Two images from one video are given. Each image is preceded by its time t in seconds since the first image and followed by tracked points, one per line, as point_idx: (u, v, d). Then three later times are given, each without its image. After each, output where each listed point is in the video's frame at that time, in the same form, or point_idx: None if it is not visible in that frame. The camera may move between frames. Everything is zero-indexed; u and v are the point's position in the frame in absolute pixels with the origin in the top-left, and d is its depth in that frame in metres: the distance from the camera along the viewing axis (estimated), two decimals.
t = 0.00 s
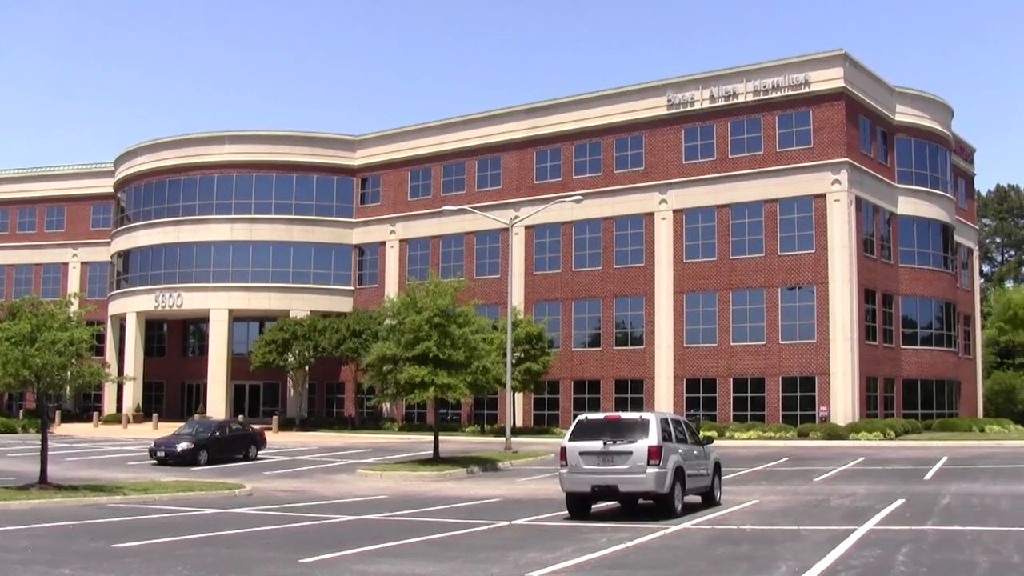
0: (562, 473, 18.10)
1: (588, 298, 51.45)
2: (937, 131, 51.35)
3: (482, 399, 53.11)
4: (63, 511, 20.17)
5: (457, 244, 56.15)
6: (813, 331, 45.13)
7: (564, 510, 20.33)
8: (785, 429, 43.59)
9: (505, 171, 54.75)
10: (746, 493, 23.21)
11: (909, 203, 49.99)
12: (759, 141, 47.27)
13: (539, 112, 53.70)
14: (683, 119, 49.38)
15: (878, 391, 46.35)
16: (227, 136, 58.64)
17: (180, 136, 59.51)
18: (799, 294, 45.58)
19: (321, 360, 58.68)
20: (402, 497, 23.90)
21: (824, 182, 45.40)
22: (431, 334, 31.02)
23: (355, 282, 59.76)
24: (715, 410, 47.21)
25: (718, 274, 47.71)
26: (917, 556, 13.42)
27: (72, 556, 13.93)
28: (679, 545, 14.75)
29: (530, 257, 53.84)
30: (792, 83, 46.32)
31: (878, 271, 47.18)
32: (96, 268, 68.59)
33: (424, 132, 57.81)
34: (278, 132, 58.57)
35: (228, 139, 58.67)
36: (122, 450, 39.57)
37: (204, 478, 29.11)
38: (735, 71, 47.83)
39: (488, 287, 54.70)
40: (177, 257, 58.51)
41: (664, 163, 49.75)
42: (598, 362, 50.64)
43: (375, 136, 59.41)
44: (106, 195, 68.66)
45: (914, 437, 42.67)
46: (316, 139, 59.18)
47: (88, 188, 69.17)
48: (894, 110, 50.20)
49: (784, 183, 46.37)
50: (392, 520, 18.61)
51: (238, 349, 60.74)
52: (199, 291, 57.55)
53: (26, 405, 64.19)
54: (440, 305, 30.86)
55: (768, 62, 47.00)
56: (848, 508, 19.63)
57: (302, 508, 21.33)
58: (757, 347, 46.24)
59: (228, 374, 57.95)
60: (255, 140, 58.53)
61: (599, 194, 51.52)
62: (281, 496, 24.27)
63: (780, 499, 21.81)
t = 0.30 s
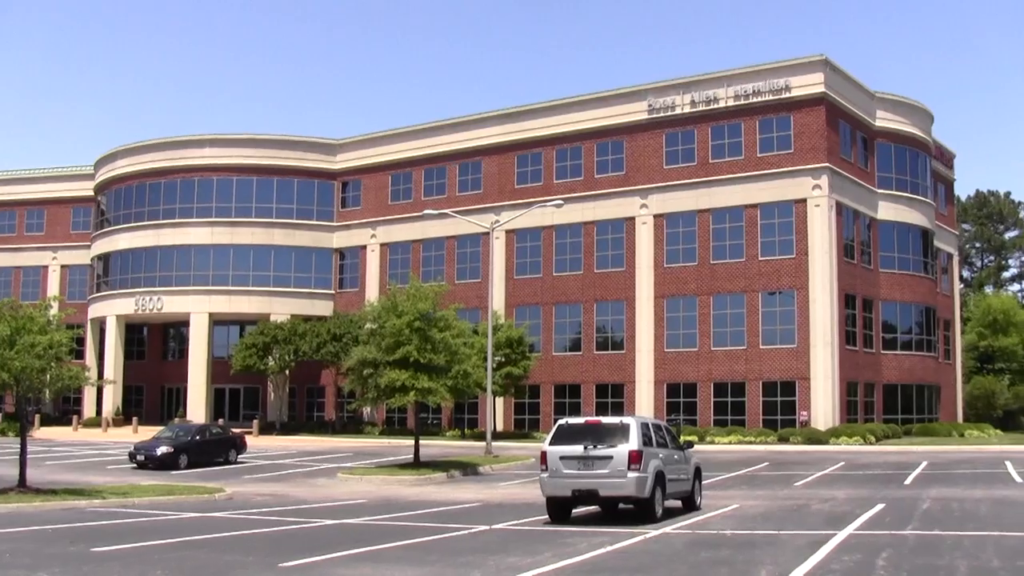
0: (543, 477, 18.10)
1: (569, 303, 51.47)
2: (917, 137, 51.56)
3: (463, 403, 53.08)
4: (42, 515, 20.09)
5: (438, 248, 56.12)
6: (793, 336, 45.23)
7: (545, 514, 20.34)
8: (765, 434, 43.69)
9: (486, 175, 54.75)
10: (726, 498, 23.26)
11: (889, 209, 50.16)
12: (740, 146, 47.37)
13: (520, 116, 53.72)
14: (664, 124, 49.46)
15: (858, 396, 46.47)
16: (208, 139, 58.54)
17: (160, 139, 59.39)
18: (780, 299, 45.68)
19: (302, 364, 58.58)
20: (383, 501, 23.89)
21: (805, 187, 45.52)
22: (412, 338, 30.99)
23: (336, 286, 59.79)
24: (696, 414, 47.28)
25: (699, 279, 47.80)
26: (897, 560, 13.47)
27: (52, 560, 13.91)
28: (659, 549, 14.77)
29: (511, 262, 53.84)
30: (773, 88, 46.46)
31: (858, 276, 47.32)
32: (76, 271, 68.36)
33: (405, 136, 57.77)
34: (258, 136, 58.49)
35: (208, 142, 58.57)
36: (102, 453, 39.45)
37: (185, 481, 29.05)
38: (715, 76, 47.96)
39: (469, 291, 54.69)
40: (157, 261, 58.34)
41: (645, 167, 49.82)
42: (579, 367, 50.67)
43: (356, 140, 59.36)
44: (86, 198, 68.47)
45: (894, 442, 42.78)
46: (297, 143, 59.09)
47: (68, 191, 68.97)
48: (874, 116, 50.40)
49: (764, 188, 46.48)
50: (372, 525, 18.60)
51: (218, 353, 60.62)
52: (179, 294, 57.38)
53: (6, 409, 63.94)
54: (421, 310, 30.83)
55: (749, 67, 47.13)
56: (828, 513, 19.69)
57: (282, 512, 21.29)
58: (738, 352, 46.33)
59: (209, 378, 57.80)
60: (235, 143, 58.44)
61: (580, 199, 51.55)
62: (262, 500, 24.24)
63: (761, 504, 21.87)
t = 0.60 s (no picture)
0: (533, 478, 18.10)
1: (559, 304, 51.49)
2: (908, 140, 51.64)
3: (453, 404, 53.06)
4: (31, 514, 20.05)
5: (429, 248, 56.11)
6: (783, 338, 45.28)
7: (535, 515, 20.35)
8: (755, 435, 43.75)
9: (477, 176, 54.75)
10: (715, 500, 23.27)
11: (880, 211, 50.23)
12: (731, 148, 47.41)
13: (512, 116, 53.71)
14: (655, 125, 49.49)
15: (848, 398, 46.55)
16: (198, 139, 58.47)
17: (151, 138, 59.32)
18: (770, 301, 45.73)
19: (292, 364, 58.52)
20: (372, 501, 23.88)
21: (795, 189, 45.58)
22: (401, 338, 30.96)
23: (327, 286, 59.70)
24: (686, 416, 47.32)
25: (689, 281, 47.84)
26: (886, 562, 13.51)
27: (40, 559, 13.87)
28: (648, 550, 14.80)
29: (501, 263, 53.85)
30: (764, 90, 46.52)
31: (848, 279, 47.40)
32: (66, 270, 68.21)
33: (396, 136, 57.74)
34: (249, 135, 58.43)
35: (199, 142, 58.50)
36: (92, 453, 39.35)
37: (174, 481, 29.00)
38: (707, 77, 48.01)
39: (459, 292, 54.69)
40: (148, 260, 58.25)
41: (636, 168, 49.85)
42: (569, 368, 50.70)
43: (348, 140, 59.34)
44: (77, 197, 68.33)
45: (884, 444, 42.84)
46: (288, 142, 59.04)
47: (59, 190, 68.83)
48: (866, 119, 50.47)
49: (755, 190, 46.52)
50: (362, 524, 18.58)
51: (208, 352, 60.55)
52: (169, 294, 57.28)
53: None
54: (411, 310, 30.82)
55: (740, 69, 47.18)
56: (817, 515, 19.73)
57: (272, 511, 21.27)
58: (728, 354, 46.38)
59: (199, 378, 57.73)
60: (226, 143, 58.37)
61: (571, 200, 51.58)
62: (251, 500, 24.20)
63: (751, 505, 21.90)
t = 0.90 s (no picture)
0: (536, 476, 18.09)
1: (562, 302, 51.49)
2: (911, 137, 51.60)
3: (456, 402, 53.06)
4: (34, 513, 20.06)
5: (431, 246, 56.10)
6: (786, 335, 45.25)
7: (538, 513, 20.35)
8: (758, 433, 43.71)
9: (480, 174, 54.73)
10: (719, 498, 23.26)
11: (883, 208, 50.20)
12: (733, 146, 47.39)
13: (513, 115, 53.70)
14: (657, 123, 49.47)
15: (851, 396, 46.52)
16: (200, 138, 58.47)
17: (153, 137, 59.34)
18: (773, 298, 45.70)
19: (295, 363, 58.55)
20: (375, 499, 23.89)
21: (798, 186, 45.55)
22: (404, 337, 30.96)
23: (329, 284, 59.72)
24: (689, 414, 47.30)
25: (692, 278, 47.82)
26: (889, 560, 13.49)
27: (43, 558, 13.86)
28: (652, 548, 14.78)
29: (504, 261, 53.85)
30: (766, 87, 46.48)
31: (851, 276, 47.37)
32: (69, 269, 68.23)
33: (398, 135, 57.73)
34: (251, 134, 58.43)
35: (201, 141, 58.50)
36: (95, 452, 39.42)
37: (177, 480, 29.03)
38: (709, 75, 47.99)
39: (462, 290, 54.71)
40: (150, 259, 58.27)
41: (638, 166, 49.84)
42: (572, 366, 50.69)
43: (350, 138, 59.35)
44: (80, 196, 68.37)
45: (887, 441, 42.80)
46: (290, 141, 59.05)
47: (62, 190, 68.86)
48: (867, 115, 50.41)
49: (758, 188, 46.49)
50: (366, 523, 18.57)
51: (211, 351, 60.57)
52: (171, 293, 57.29)
53: None
54: (414, 308, 30.82)
55: (741, 66, 47.16)
56: (821, 512, 19.71)
57: (275, 510, 21.28)
58: (731, 351, 46.35)
59: (202, 377, 57.78)
60: (229, 141, 58.37)
61: (573, 198, 51.58)
62: (255, 499, 24.20)
63: (754, 503, 21.89)
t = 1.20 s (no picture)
0: (546, 482, 18.07)
1: (571, 307, 51.47)
2: (919, 141, 51.54)
3: (465, 408, 53.07)
4: (45, 520, 20.07)
5: (440, 253, 56.11)
6: (796, 340, 45.19)
7: (547, 519, 20.33)
8: (768, 439, 43.63)
9: (488, 180, 54.75)
10: (728, 503, 23.24)
11: (892, 213, 50.13)
12: (742, 151, 47.35)
13: (521, 121, 53.71)
14: (666, 129, 49.45)
15: (861, 401, 46.45)
16: (209, 145, 58.53)
17: (162, 144, 59.42)
18: (782, 304, 45.64)
19: (304, 370, 58.60)
20: (385, 506, 23.90)
21: (807, 191, 45.50)
22: (414, 343, 30.96)
23: (338, 291, 59.77)
24: (698, 419, 47.23)
25: (701, 284, 47.78)
26: (900, 565, 13.48)
27: (55, 565, 13.87)
28: (663, 554, 14.77)
29: (512, 267, 53.84)
30: (774, 92, 46.43)
31: (861, 281, 47.30)
32: (79, 276, 68.35)
33: (407, 141, 57.78)
34: (260, 141, 58.48)
35: (210, 147, 58.56)
36: (105, 459, 39.49)
37: (187, 486, 29.05)
38: (717, 80, 47.95)
39: (470, 296, 54.72)
40: (160, 266, 58.35)
41: (647, 172, 49.82)
42: (581, 371, 50.66)
43: (358, 145, 59.41)
44: (89, 204, 68.49)
45: (898, 446, 42.71)
46: (299, 148, 59.12)
47: (71, 197, 68.99)
48: (876, 120, 50.37)
49: (766, 193, 46.43)
50: (376, 530, 18.57)
51: (220, 358, 60.62)
52: (181, 299, 57.36)
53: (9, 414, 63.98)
54: (423, 315, 30.81)
55: (750, 71, 47.13)
56: (832, 518, 19.68)
57: (284, 517, 21.29)
58: (740, 357, 46.28)
59: (211, 383, 57.87)
60: (237, 149, 58.43)
61: (582, 204, 51.57)
62: (265, 506, 24.21)
63: (763, 508, 21.87)
